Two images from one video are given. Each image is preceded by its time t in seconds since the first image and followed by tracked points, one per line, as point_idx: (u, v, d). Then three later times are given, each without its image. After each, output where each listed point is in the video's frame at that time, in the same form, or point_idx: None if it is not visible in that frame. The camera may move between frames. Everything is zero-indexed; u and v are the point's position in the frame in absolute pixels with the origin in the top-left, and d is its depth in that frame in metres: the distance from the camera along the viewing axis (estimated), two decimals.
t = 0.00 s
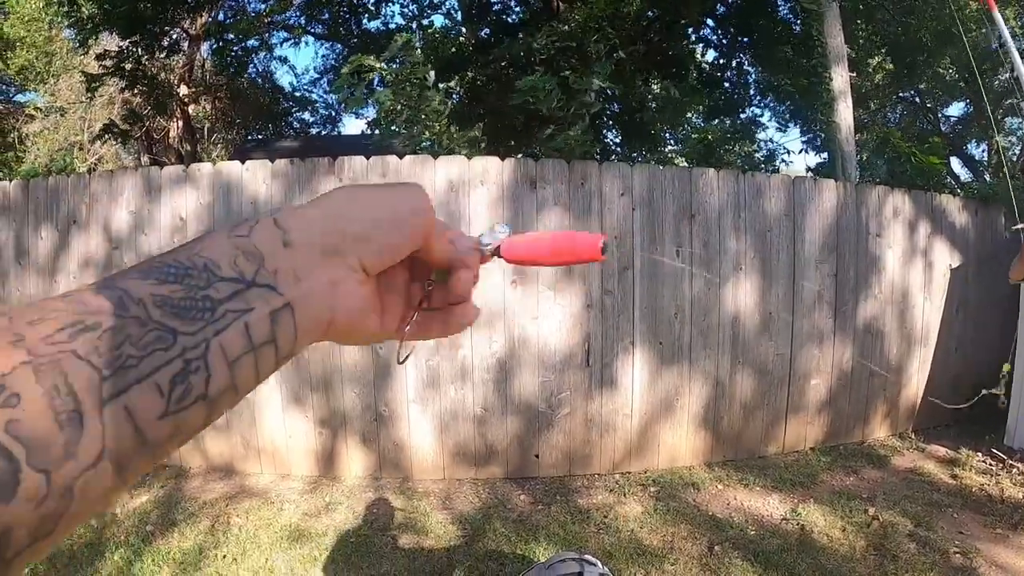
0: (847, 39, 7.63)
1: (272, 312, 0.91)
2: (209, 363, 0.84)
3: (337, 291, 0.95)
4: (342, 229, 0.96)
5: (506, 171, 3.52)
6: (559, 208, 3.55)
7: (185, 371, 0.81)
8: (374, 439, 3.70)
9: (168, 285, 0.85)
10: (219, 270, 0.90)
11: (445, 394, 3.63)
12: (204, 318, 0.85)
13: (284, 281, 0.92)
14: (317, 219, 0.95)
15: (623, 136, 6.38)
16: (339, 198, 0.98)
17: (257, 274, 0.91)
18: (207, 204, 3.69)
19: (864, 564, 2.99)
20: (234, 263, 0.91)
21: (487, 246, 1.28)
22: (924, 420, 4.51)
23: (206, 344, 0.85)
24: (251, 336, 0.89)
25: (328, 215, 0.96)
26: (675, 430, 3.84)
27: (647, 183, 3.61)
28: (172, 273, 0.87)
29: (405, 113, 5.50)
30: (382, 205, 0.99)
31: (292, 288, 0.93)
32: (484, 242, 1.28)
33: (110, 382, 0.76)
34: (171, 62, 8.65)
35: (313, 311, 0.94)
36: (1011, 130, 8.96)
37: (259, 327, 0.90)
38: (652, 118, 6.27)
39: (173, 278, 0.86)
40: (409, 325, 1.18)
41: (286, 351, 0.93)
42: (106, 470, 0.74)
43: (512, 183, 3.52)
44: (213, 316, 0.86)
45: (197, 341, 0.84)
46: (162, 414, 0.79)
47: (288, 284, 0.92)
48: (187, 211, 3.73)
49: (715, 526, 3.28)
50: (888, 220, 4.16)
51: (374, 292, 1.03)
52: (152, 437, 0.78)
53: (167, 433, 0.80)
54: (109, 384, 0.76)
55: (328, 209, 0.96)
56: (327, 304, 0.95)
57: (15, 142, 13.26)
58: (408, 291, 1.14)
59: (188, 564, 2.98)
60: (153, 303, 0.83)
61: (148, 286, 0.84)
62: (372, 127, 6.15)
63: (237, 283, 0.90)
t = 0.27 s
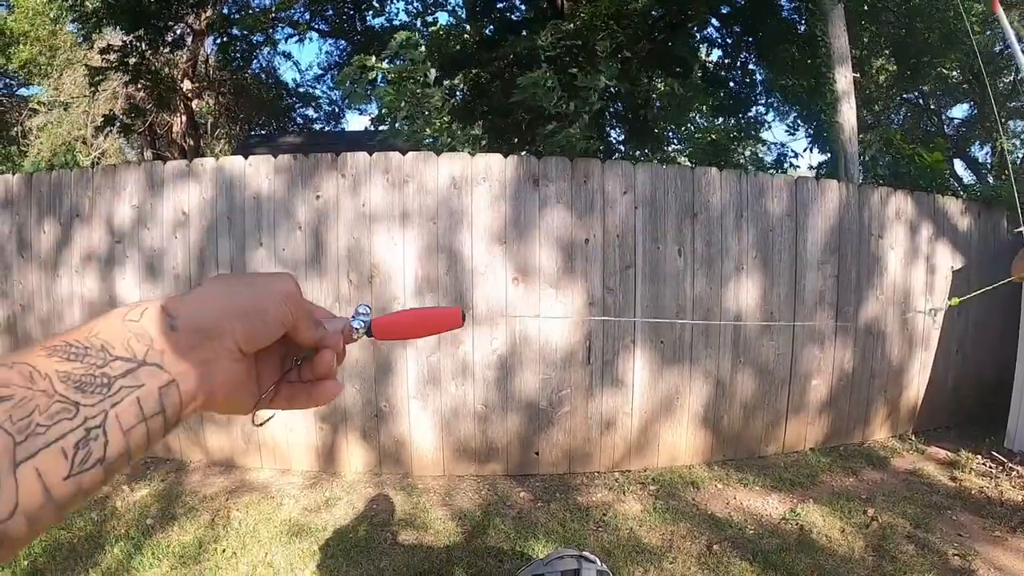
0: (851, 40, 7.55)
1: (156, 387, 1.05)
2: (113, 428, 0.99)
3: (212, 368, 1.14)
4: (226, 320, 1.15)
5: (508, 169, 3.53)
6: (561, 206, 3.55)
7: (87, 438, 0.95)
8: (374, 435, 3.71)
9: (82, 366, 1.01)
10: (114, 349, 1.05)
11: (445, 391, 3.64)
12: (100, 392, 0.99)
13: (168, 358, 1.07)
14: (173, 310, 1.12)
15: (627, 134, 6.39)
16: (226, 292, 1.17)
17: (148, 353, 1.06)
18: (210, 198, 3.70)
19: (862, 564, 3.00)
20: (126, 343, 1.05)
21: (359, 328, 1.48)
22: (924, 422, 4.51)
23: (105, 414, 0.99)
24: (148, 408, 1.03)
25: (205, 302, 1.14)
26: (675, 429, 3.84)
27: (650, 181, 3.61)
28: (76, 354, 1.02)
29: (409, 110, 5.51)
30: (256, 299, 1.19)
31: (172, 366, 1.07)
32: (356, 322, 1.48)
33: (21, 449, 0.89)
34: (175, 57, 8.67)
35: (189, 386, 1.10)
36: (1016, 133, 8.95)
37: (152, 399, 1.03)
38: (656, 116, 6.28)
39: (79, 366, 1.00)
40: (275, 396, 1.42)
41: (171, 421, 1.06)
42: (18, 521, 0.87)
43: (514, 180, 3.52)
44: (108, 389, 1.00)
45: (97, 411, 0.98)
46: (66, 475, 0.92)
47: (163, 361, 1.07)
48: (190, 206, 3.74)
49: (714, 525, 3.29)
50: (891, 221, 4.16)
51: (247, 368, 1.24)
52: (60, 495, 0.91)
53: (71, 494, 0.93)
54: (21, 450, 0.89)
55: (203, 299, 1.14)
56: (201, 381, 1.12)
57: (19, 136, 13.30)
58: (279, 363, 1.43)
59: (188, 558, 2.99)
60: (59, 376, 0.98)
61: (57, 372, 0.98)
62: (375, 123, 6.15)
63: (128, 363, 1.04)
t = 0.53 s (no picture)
0: (851, 41, 7.50)
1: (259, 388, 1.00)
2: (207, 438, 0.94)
3: (328, 359, 1.08)
4: (335, 306, 1.11)
5: (508, 167, 3.52)
6: (560, 205, 3.55)
7: (179, 450, 0.90)
8: (373, 432, 3.71)
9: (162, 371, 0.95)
10: (207, 349, 1.00)
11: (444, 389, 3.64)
12: (194, 397, 0.95)
13: (270, 356, 1.03)
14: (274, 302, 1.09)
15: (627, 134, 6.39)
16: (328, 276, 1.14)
17: (246, 350, 1.02)
18: (209, 195, 3.69)
19: (859, 564, 3.00)
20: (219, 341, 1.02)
21: (481, 297, 1.37)
22: (922, 422, 4.51)
23: (201, 421, 0.94)
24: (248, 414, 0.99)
25: (303, 289, 1.12)
26: (673, 428, 3.84)
27: (649, 180, 3.61)
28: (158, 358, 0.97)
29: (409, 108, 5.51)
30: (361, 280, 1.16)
31: (280, 363, 1.04)
32: (477, 292, 1.37)
33: (101, 468, 0.84)
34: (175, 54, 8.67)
35: (302, 379, 1.04)
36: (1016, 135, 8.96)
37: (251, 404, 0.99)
38: (656, 114, 6.27)
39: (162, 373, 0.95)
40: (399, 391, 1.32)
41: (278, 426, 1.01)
42: (104, 553, 0.82)
43: (514, 179, 3.52)
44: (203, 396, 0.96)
45: (186, 421, 0.93)
46: (159, 495, 0.87)
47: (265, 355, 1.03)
48: (189, 202, 3.73)
49: (711, 524, 3.29)
50: (890, 222, 4.16)
51: (369, 357, 1.18)
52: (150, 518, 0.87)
53: (166, 515, 0.88)
54: (99, 470, 0.84)
55: (293, 286, 1.11)
56: (316, 373, 1.07)
57: (17, 133, 13.28)
58: (404, 353, 1.32)
59: (186, 555, 2.99)
60: (140, 384, 0.93)
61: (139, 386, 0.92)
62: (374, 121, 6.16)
63: (222, 360, 1.00)
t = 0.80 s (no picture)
0: (847, 41, 7.51)
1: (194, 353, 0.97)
2: (140, 406, 0.91)
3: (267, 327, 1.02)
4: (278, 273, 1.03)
5: (502, 166, 3.51)
6: (554, 204, 3.55)
7: (114, 414, 0.89)
8: (368, 432, 3.70)
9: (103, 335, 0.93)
10: (146, 314, 0.96)
11: (439, 389, 3.63)
12: (133, 360, 0.93)
13: (208, 324, 0.99)
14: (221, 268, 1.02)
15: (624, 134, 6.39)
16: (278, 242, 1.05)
17: (185, 319, 0.97)
18: (203, 195, 3.68)
19: (855, 563, 2.99)
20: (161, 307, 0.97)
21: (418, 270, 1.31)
22: (918, 421, 4.51)
23: (138, 386, 0.92)
24: (182, 378, 0.95)
25: (257, 256, 1.03)
26: (669, 427, 3.84)
27: (644, 179, 3.61)
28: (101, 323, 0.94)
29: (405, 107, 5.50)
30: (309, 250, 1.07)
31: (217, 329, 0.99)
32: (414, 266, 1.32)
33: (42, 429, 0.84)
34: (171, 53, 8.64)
35: (241, 343, 1.00)
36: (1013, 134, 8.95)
37: (184, 370, 0.96)
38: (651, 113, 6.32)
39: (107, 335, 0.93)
40: (353, 356, 1.22)
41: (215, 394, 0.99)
42: (38, 511, 0.82)
43: (508, 178, 3.51)
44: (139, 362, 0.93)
45: (122, 387, 0.91)
46: (92, 457, 0.87)
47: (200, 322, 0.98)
48: (183, 203, 3.72)
49: (707, 524, 3.28)
50: (886, 220, 4.16)
51: (311, 327, 1.11)
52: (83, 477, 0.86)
53: (102, 474, 0.88)
54: (38, 432, 0.84)
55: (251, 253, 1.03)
56: (255, 341, 1.02)
57: (13, 133, 13.23)
58: (347, 324, 1.23)
59: (180, 556, 2.97)
60: (84, 349, 0.91)
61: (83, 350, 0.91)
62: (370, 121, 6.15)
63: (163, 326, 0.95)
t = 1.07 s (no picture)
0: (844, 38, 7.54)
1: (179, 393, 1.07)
2: (127, 438, 1.01)
3: (237, 367, 1.16)
4: (250, 317, 1.18)
5: (497, 164, 3.51)
6: (550, 202, 3.54)
7: (106, 447, 0.99)
8: (364, 432, 3.70)
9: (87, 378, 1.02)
10: (131, 355, 1.07)
11: (435, 388, 3.63)
12: (121, 398, 1.02)
13: (189, 363, 1.10)
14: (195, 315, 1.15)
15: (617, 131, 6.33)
16: (251, 293, 1.21)
17: (168, 358, 1.08)
18: (199, 195, 3.67)
19: (852, 561, 3.00)
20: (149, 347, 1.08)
21: (388, 322, 1.49)
22: (914, 418, 4.52)
23: (126, 422, 1.02)
24: (166, 416, 1.06)
25: (232, 305, 1.18)
26: (666, 426, 3.84)
27: (640, 178, 3.61)
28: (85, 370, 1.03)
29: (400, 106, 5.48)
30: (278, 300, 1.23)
31: (197, 369, 1.11)
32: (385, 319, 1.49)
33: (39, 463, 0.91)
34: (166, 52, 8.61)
35: (221, 383, 1.13)
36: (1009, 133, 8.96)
37: (170, 409, 1.06)
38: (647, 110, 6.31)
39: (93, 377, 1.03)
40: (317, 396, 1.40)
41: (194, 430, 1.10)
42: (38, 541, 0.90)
43: (504, 176, 3.51)
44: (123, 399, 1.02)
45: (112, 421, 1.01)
46: (86, 487, 0.96)
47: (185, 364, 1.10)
48: (179, 202, 3.71)
49: (704, 522, 3.28)
50: (882, 218, 4.17)
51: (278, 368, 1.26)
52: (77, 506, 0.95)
53: (92, 504, 0.97)
54: (36, 464, 0.91)
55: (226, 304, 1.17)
56: (229, 380, 1.14)
57: (7, 133, 13.16)
58: (312, 366, 1.41)
59: (177, 556, 2.96)
60: (74, 388, 1.00)
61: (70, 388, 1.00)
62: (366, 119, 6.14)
63: (148, 368, 1.07)
